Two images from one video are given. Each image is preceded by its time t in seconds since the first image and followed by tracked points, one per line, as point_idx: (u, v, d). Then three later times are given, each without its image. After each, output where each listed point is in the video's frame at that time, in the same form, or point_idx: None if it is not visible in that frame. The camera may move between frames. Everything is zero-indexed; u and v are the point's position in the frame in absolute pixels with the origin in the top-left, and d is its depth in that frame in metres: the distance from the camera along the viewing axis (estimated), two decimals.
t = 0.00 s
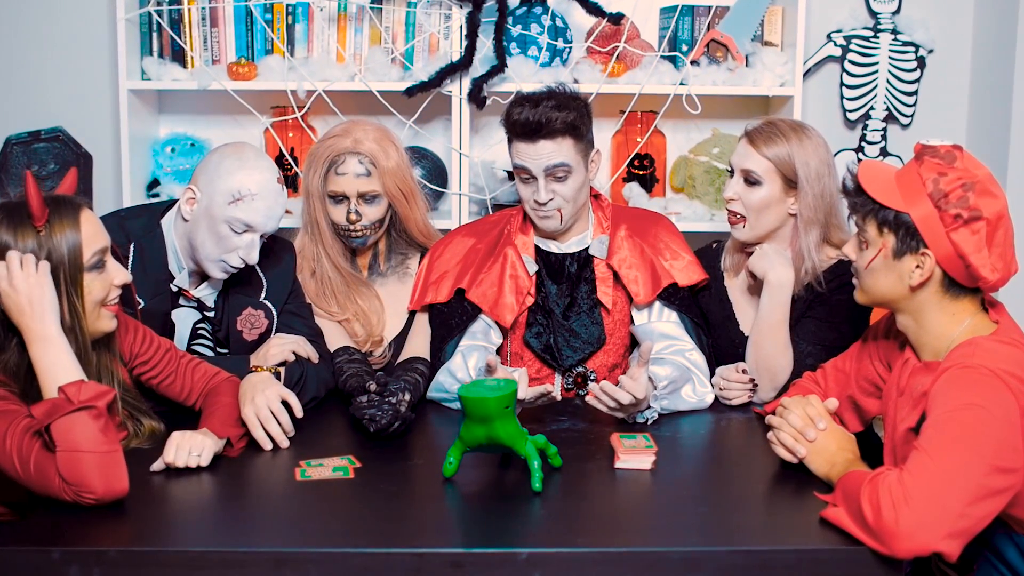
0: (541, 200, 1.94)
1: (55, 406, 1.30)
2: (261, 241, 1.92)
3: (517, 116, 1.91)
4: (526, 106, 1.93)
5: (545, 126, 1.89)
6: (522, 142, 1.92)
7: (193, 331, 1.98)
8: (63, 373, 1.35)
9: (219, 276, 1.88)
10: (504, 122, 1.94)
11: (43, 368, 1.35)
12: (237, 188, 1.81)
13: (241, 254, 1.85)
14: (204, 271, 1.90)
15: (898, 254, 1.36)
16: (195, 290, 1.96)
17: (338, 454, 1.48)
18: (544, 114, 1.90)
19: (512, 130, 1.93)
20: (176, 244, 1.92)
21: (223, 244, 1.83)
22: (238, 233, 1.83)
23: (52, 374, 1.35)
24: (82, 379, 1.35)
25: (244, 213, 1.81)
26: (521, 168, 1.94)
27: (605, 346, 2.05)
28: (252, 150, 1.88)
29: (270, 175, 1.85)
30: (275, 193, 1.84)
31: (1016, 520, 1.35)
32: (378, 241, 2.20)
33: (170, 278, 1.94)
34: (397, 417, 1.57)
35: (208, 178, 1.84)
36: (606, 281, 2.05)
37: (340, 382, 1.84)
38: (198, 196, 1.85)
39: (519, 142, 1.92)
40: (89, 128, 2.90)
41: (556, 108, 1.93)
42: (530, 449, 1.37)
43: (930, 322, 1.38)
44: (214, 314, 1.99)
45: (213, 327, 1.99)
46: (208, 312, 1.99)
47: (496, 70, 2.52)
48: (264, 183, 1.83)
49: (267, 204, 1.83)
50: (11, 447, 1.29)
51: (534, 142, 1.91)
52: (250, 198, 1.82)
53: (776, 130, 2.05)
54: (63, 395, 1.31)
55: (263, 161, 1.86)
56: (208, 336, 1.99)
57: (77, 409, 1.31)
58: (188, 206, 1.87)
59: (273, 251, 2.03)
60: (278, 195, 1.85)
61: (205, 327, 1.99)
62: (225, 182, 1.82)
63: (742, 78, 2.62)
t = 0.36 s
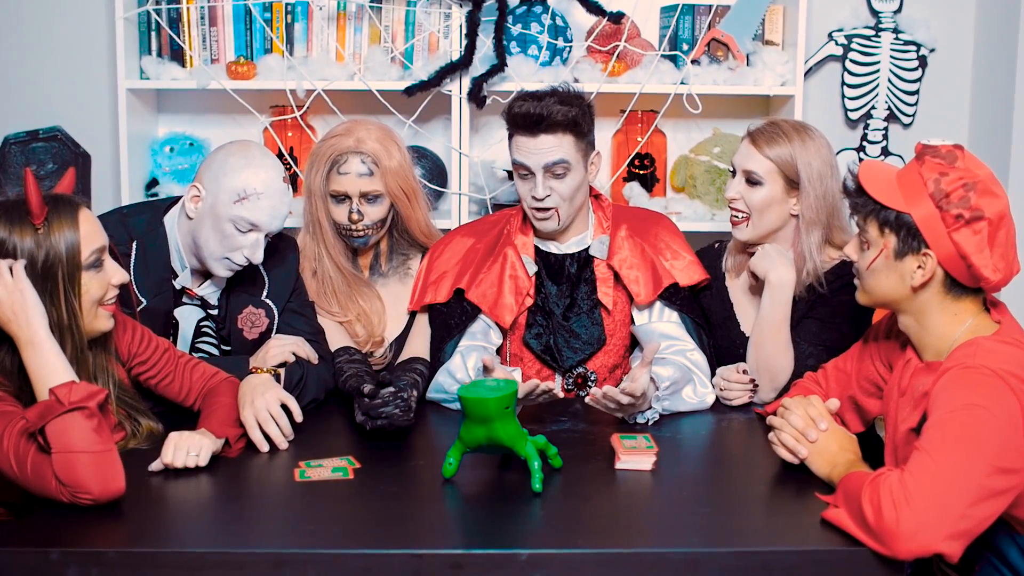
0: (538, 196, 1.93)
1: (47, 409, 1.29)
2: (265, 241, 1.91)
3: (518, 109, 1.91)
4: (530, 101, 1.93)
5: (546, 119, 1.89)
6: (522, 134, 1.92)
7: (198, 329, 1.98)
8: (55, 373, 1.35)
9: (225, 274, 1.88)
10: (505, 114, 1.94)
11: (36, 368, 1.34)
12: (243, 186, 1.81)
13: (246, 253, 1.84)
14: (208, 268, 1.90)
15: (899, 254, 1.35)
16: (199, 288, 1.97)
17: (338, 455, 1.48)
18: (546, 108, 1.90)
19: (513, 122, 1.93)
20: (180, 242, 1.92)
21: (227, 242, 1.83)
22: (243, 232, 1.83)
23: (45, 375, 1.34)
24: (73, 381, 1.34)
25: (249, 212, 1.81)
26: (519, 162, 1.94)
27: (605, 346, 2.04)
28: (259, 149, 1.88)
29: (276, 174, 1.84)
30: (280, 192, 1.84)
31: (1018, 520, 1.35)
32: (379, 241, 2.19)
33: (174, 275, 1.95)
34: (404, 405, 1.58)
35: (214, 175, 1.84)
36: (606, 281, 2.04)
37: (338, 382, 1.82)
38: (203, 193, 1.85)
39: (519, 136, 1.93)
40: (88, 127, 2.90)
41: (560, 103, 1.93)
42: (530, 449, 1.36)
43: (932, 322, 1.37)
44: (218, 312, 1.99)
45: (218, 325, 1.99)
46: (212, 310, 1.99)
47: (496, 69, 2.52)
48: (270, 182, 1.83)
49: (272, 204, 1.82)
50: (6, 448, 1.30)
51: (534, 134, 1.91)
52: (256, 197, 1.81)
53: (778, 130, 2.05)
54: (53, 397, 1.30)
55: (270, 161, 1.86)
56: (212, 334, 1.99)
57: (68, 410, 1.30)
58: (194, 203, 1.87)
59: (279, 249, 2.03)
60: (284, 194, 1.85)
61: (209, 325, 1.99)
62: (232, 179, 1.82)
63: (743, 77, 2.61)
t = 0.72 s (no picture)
0: (540, 199, 1.92)
1: (47, 408, 1.29)
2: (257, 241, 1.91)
3: (520, 113, 1.90)
4: (531, 103, 1.91)
5: (549, 123, 1.88)
6: (525, 137, 1.91)
7: (190, 334, 1.96)
8: (54, 373, 1.34)
9: (217, 276, 1.87)
10: (507, 117, 1.92)
11: (35, 369, 1.34)
12: (233, 186, 1.81)
13: (237, 254, 1.83)
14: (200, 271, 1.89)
15: (901, 254, 1.34)
16: (191, 291, 1.96)
17: (337, 455, 1.47)
18: (548, 112, 1.89)
19: (515, 125, 1.91)
20: (172, 245, 1.92)
21: (218, 243, 1.82)
22: (233, 233, 1.82)
23: (45, 375, 1.33)
24: (72, 380, 1.33)
25: (240, 212, 1.80)
26: (520, 166, 1.93)
27: (605, 346, 2.03)
28: (248, 150, 1.88)
29: (266, 173, 1.84)
30: (270, 191, 1.84)
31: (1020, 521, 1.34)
32: (379, 241, 2.19)
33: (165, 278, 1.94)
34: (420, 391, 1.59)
35: (203, 177, 1.83)
36: (605, 281, 2.03)
37: (338, 382, 1.82)
38: (193, 195, 1.85)
39: (519, 138, 1.91)
40: (86, 127, 2.89)
41: (561, 106, 1.92)
42: (530, 450, 1.36)
43: (934, 322, 1.37)
44: (211, 315, 1.97)
45: (211, 328, 1.97)
46: (205, 313, 1.97)
47: (496, 69, 2.51)
48: (259, 182, 1.82)
49: (262, 203, 1.82)
50: (6, 448, 1.29)
51: (535, 138, 1.90)
52: (246, 197, 1.81)
53: (779, 130, 2.04)
54: (52, 396, 1.30)
55: (259, 160, 1.86)
56: (205, 338, 1.97)
57: (67, 410, 1.29)
58: (183, 206, 1.86)
59: (269, 250, 2.02)
60: (274, 193, 1.85)
61: (202, 328, 1.97)
62: (221, 179, 1.81)
63: (744, 77, 2.61)
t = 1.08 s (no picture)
0: (544, 199, 1.92)
1: (42, 410, 1.28)
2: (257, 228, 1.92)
3: (524, 110, 1.90)
4: (534, 100, 1.91)
5: (553, 120, 1.88)
6: (528, 135, 1.90)
7: (188, 334, 1.97)
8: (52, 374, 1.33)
9: (236, 268, 1.87)
10: (509, 114, 1.92)
11: (34, 370, 1.33)
12: (222, 181, 1.81)
13: (251, 240, 1.84)
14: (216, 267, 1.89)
15: (902, 254, 1.34)
16: (192, 289, 1.98)
17: (337, 456, 1.47)
18: (551, 108, 1.89)
19: (518, 122, 1.91)
20: (173, 250, 1.91)
21: (230, 237, 1.82)
22: (240, 222, 1.83)
23: (43, 376, 1.33)
24: (70, 381, 1.33)
25: (240, 201, 1.81)
26: (524, 166, 1.92)
27: (605, 347, 2.03)
28: (212, 140, 1.85)
29: (243, 157, 1.84)
30: (254, 170, 1.85)
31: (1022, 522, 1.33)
32: (378, 241, 2.18)
33: (165, 279, 1.95)
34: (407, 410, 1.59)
35: (188, 188, 1.81)
36: (606, 281, 2.03)
37: (336, 382, 1.82)
38: (187, 207, 1.83)
39: (525, 136, 1.90)
40: (85, 126, 2.89)
41: (564, 103, 1.91)
42: (530, 450, 1.35)
43: (935, 322, 1.36)
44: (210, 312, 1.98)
45: (209, 325, 1.98)
46: (205, 310, 1.98)
47: (496, 68, 2.50)
48: (244, 166, 1.83)
49: (255, 185, 1.83)
50: (4, 450, 1.29)
51: (539, 135, 1.89)
52: (238, 186, 1.82)
53: (781, 129, 2.04)
54: (49, 397, 1.29)
55: (228, 147, 1.84)
56: (203, 336, 1.98)
57: (64, 412, 1.28)
58: (180, 221, 1.84)
59: (266, 251, 2.01)
60: (259, 171, 1.86)
61: (200, 327, 1.98)
62: (208, 180, 1.80)
63: (745, 76, 2.60)
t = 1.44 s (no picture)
0: (542, 198, 1.92)
1: (38, 410, 1.28)
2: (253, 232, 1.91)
3: (517, 116, 1.89)
4: (527, 105, 1.90)
5: (546, 125, 1.86)
6: (523, 141, 1.90)
7: (186, 334, 1.96)
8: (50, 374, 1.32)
9: (227, 272, 1.87)
10: (503, 121, 1.91)
11: (30, 371, 1.32)
12: (220, 186, 1.79)
13: (243, 246, 1.84)
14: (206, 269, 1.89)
15: (903, 254, 1.33)
16: (190, 290, 1.95)
17: (336, 457, 1.46)
18: (544, 113, 1.87)
19: (512, 129, 1.90)
20: (169, 249, 1.90)
21: (222, 242, 1.82)
22: (233, 229, 1.81)
23: (40, 376, 1.31)
24: (66, 380, 1.32)
25: (235, 209, 1.79)
26: (522, 167, 1.91)
27: (606, 347, 2.02)
28: (217, 143, 1.84)
29: (245, 163, 1.82)
30: (255, 177, 1.82)
31: None
32: (378, 240, 2.18)
33: (162, 279, 1.93)
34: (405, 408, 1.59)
35: (185, 187, 1.80)
36: (606, 281, 2.02)
37: (336, 383, 1.82)
38: (183, 206, 1.82)
39: (520, 142, 1.90)
40: (84, 125, 2.88)
41: (555, 106, 1.90)
42: (530, 451, 1.34)
43: (937, 323, 1.35)
44: (208, 312, 1.97)
45: (207, 326, 1.97)
46: (202, 311, 1.97)
47: (496, 67, 2.50)
48: (243, 173, 1.80)
49: (253, 192, 1.81)
50: None
51: (534, 141, 1.88)
52: (235, 193, 1.80)
53: (782, 129, 2.03)
54: (45, 396, 1.28)
55: (232, 152, 1.83)
56: (201, 338, 1.97)
57: (60, 413, 1.28)
58: (174, 218, 1.84)
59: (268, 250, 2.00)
60: (260, 178, 1.83)
61: (198, 328, 1.97)
62: (206, 184, 1.79)
63: (746, 75, 2.60)
